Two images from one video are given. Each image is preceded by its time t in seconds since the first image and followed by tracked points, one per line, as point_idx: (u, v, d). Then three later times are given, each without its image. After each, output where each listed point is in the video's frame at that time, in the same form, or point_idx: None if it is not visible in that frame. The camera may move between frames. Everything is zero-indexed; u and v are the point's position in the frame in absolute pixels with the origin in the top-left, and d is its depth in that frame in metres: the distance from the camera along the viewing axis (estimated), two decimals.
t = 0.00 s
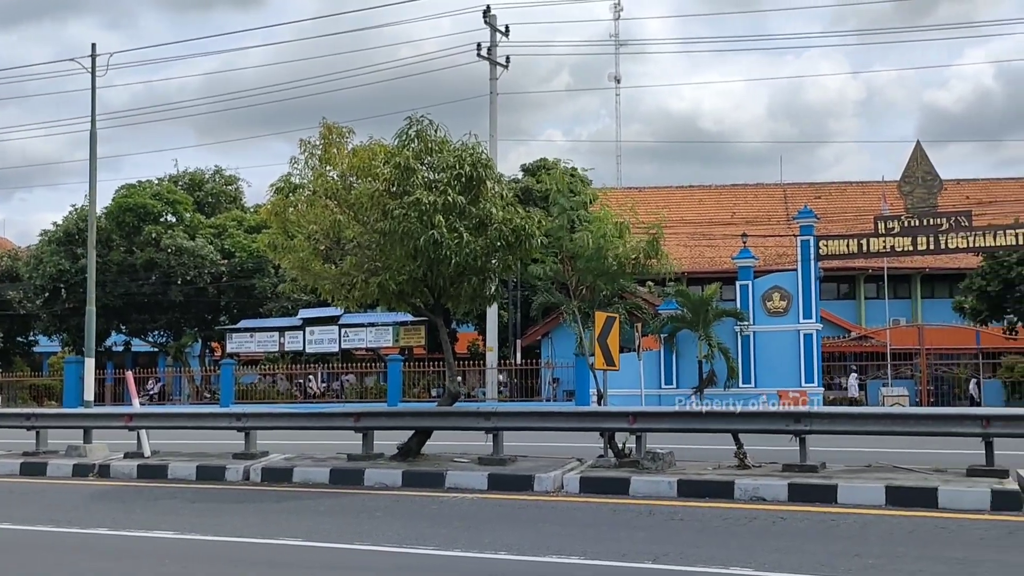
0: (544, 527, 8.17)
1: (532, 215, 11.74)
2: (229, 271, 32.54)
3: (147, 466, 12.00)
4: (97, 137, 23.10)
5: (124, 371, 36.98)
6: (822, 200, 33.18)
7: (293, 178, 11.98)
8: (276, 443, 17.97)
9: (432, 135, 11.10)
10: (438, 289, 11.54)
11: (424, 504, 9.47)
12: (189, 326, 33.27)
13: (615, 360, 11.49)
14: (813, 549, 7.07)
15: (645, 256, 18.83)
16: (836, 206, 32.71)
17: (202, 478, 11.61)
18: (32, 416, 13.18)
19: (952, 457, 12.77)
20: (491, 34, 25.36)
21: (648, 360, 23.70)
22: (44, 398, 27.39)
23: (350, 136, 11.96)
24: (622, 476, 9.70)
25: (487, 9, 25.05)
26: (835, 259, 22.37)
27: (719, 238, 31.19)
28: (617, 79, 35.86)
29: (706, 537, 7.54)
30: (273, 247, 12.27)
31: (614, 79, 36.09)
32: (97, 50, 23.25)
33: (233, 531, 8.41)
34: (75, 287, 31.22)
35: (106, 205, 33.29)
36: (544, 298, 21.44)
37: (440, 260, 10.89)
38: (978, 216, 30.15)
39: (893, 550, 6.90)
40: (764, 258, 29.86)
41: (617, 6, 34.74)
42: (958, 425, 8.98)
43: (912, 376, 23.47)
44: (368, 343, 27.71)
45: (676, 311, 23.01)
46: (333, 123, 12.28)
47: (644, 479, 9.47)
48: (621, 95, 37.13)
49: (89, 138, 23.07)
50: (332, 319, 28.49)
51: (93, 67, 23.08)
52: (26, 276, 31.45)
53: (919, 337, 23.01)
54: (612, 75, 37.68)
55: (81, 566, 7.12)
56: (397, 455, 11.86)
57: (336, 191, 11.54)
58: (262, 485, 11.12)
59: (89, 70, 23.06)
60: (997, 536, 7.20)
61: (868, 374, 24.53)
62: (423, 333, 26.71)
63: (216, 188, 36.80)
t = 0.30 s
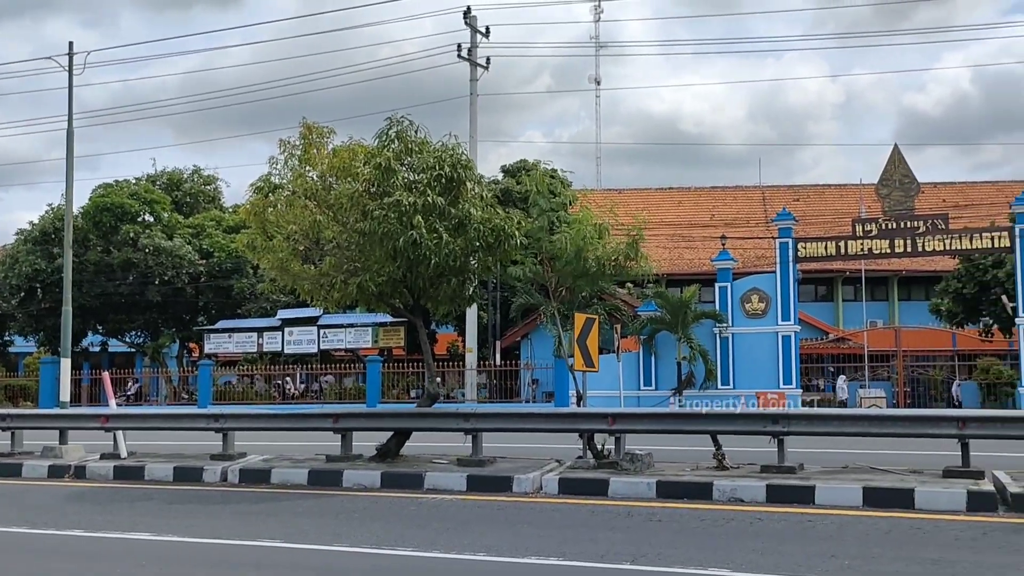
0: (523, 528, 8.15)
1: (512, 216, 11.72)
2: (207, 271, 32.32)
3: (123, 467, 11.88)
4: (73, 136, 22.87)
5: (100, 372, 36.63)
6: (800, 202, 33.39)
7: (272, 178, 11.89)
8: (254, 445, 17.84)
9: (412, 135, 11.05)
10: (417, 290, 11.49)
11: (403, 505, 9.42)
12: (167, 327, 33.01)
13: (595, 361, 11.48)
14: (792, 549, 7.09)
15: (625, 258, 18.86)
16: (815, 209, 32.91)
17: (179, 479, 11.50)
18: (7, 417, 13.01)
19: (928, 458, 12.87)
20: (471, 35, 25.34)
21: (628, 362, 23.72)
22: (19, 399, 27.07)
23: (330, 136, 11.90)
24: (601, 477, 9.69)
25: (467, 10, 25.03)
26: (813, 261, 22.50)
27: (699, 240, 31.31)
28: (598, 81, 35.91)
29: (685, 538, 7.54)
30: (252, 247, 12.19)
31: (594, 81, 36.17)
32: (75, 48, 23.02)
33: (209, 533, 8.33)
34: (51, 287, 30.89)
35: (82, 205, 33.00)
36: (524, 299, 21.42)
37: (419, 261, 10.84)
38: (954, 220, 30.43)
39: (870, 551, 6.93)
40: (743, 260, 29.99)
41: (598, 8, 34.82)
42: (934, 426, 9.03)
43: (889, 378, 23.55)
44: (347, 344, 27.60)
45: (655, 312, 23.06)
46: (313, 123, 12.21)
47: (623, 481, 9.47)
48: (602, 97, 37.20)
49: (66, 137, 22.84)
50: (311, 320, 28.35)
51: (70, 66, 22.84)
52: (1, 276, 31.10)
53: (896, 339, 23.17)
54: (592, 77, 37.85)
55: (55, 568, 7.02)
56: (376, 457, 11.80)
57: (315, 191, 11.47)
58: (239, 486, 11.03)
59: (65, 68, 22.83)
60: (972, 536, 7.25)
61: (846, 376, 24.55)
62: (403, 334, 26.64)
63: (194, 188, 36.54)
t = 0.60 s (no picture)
0: (503, 530, 8.12)
1: (493, 217, 11.69)
2: (187, 271, 32.08)
3: (102, 468, 11.75)
4: (52, 134, 22.64)
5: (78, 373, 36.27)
6: (781, 205, 33.55)
7: (254, 178, 11.79)
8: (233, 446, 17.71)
9: (394, 136, 11.01)
10: (398, 291, 11.43)
11: (383, 507, 9.37)
12: (146, 327, 32.74)
13: (576, 363, 11.47)
14: (772, 551, 7.09)
15: (606, 260, 18.87)
16: (795, 211, 33.08)
17: (158, 481, 11.39)
18: None
19: (907, 460, 12.94)
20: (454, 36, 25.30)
21: (609, 363, 23.73)
22: None
23: (312, 136, 11.85)
24: (581, 478, 9.68)
25: (450, 11, 25.00)
26: (793, 263, 22.58)
27: (680, 242, 31.41)
28: (580, 83, 35.97)
29: (665, 540, 7.54)
30: (232, 247, 12.12)
31: (576, 83, 36.22)
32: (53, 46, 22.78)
33: (187, 535, 8.25)
34: (28, 287, 30.57)
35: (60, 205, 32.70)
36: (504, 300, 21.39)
37: (401, 262, 10.78)
38: (933, 223, 30.65)
39: (849, 553, 6.94)
40: (723, 262, 30.11)
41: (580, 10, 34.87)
42: (913, 429, 9.07)
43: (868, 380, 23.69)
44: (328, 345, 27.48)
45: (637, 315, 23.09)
46: (295, 123, 12.14)
47: (604, 482, 9.47)
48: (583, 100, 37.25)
49: (45, 136, 22.60)
50: (291, 321, 28.19)
51: (49, 64, 22.60)
52: None
53: (875, 341, 23.32)
54: (575, 79, 37.93)
55: (30, 571, 6.92)
56: (356, 458, 11.73)
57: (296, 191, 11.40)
58: (219, 487, 10.94)
59: (45, 67, 22.58)
60: (949, 538, 7.28)
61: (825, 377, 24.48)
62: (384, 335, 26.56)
63: (174, 188, 36.27)
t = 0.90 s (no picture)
0: (486, 531, 8.11)
1: (477, 219, 11.68)
2: (168, 272, 31.88)
3: (81, 469, 11.64)
4: (32, 133, 22.43)
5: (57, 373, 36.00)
6: (763, 207, 33.71)
7: (236, 178, 11.76)
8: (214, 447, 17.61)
9: (377, 137, 10.99)
10: (382, 292, 11.39)
11: (365, 509, 9.33)
12: (127, 328, 32.52)
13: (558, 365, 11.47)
14: (754, 552, 7.11)
15: (589, 261, 18.90)
16: (777, 213, 33.26)
17: (139, 482, 11.29)
18: None
19: (886, 462, 13.02)
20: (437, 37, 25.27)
21: (592, 364, 23.75)
22: None
23: (294, 137, 11.87)
24: (564, 479, 9.68)
25: (433, 12, 24.98)
26: (775, 266, 22.69)
27: (663, 244, 31.49)
28: (563, 84, 36.01)
29: (647, 541, 7.54)
30: (215, 248, 12.10)
31: (559, 84, 36.24)
32: (34, 45, 22.59)
33: (168, 536, 8.18)
34: (7, 288, 30.30)
35: (41, 204, 32.43)
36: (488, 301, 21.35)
37: (384, 263, 10.74)
38: (914, 225, 30.87)
39: (829, 554, 6.97)
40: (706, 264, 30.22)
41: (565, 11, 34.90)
42: (894, 430, 9.12)
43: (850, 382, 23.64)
44: (310, 346, 27.38)
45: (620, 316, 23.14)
46: (279, 123, 12.12)
47: (587, 483, 9.47)
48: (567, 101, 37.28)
49: (25, 135, 22.40)
50: (273, 322, 28.07)
51: (30, 63, 22.40)
52: None
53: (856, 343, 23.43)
54: (559, 80, 38.02)
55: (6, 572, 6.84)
56: (339, 459, 11.68)
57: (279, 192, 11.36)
58: (200, 489, 10.86)
59: (25, 66, 22.38)
60: (929, 539, 7.32)
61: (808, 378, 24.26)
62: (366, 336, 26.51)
63: (156, 187, 36.04)
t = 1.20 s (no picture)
0: (467, 532, 8.08)
1: (460, 220, 11.63)
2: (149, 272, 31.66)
3: (60, 470, 11.52)
4: (11, 131, 22.20)
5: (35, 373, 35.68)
6: (746, 209, 33.84)
7: (217, 178, 11.73)
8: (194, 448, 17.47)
9: (360, 137, 10.93)
10: (365, 293, 11.33)
11: (347, 510, 9.28)
12: (107, 328, 32.27)
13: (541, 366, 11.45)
14: (735, 553, 7.11)
15: (572, 263, 18.90)
16: (759, 216, 33.40)
17: (118, 483, 11.19)
18: None
19: (866, 463, 13.09)
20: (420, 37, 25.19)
21: (574, 366, 23.76)
22: None
23: (277, 137, 11.82)
24: (546, 481, 9.66)
25: (416, 12, 24.91)
26: (756, 268, 22.78)
27: (645, 246, 31.56)
28: (546, 86, 36.03)
29: (630, 542, 7.53)
30: (196, 248, 12.04)
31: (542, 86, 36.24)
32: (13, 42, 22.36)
33: (147, 537, 8.10)
34: None
35: (19, 203, 32.12)
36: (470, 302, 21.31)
37: (367, 263, 10.68)
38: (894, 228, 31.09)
39: (810, 555, 6.98)
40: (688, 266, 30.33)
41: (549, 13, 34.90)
42: (874, 432, 9.15)
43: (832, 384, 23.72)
44: (291, 346, 27.25)
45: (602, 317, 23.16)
46: (261, 123, 12.05)
47: (569, 485, 9.46)
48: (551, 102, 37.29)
49: (4, 133, 22.17)
50: (254, 322, 27.93)
51: (8, 61, 22.16)
52: None
53: (837, 345, 23.54)
54: (543, 81, 38.07)
55: None
56: (320, 460, 11.61)
57: (261, 192, 11.29)
58: (180, 490, 10.77)
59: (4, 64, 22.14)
60: (909, 540, 7.36)
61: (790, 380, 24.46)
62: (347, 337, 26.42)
63: (137, 187, 35.77)
